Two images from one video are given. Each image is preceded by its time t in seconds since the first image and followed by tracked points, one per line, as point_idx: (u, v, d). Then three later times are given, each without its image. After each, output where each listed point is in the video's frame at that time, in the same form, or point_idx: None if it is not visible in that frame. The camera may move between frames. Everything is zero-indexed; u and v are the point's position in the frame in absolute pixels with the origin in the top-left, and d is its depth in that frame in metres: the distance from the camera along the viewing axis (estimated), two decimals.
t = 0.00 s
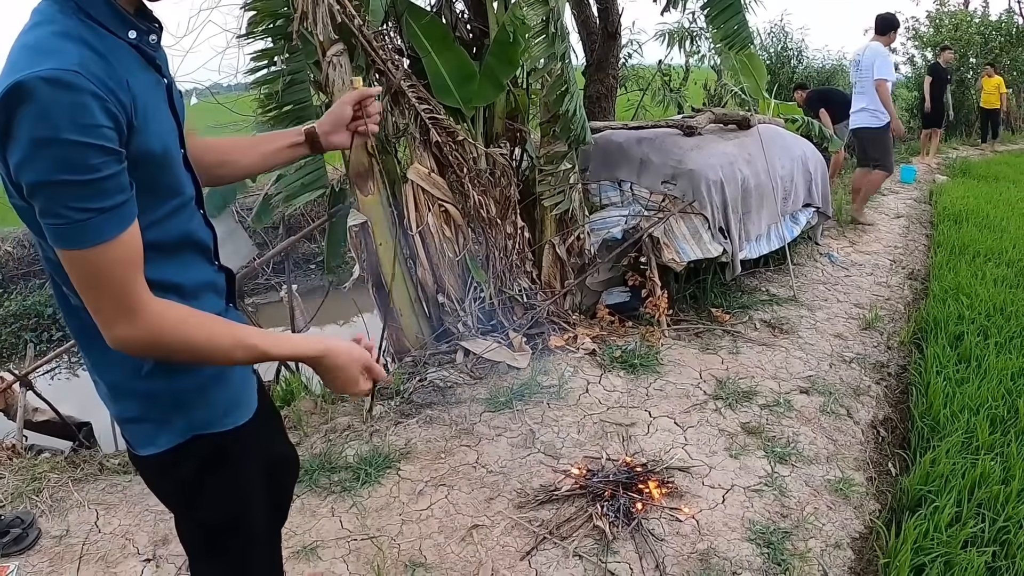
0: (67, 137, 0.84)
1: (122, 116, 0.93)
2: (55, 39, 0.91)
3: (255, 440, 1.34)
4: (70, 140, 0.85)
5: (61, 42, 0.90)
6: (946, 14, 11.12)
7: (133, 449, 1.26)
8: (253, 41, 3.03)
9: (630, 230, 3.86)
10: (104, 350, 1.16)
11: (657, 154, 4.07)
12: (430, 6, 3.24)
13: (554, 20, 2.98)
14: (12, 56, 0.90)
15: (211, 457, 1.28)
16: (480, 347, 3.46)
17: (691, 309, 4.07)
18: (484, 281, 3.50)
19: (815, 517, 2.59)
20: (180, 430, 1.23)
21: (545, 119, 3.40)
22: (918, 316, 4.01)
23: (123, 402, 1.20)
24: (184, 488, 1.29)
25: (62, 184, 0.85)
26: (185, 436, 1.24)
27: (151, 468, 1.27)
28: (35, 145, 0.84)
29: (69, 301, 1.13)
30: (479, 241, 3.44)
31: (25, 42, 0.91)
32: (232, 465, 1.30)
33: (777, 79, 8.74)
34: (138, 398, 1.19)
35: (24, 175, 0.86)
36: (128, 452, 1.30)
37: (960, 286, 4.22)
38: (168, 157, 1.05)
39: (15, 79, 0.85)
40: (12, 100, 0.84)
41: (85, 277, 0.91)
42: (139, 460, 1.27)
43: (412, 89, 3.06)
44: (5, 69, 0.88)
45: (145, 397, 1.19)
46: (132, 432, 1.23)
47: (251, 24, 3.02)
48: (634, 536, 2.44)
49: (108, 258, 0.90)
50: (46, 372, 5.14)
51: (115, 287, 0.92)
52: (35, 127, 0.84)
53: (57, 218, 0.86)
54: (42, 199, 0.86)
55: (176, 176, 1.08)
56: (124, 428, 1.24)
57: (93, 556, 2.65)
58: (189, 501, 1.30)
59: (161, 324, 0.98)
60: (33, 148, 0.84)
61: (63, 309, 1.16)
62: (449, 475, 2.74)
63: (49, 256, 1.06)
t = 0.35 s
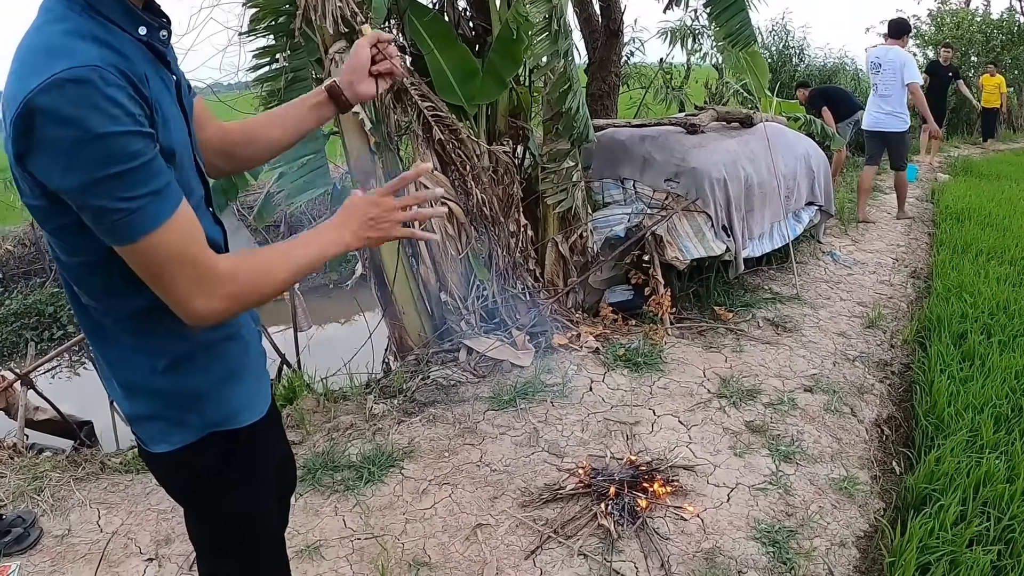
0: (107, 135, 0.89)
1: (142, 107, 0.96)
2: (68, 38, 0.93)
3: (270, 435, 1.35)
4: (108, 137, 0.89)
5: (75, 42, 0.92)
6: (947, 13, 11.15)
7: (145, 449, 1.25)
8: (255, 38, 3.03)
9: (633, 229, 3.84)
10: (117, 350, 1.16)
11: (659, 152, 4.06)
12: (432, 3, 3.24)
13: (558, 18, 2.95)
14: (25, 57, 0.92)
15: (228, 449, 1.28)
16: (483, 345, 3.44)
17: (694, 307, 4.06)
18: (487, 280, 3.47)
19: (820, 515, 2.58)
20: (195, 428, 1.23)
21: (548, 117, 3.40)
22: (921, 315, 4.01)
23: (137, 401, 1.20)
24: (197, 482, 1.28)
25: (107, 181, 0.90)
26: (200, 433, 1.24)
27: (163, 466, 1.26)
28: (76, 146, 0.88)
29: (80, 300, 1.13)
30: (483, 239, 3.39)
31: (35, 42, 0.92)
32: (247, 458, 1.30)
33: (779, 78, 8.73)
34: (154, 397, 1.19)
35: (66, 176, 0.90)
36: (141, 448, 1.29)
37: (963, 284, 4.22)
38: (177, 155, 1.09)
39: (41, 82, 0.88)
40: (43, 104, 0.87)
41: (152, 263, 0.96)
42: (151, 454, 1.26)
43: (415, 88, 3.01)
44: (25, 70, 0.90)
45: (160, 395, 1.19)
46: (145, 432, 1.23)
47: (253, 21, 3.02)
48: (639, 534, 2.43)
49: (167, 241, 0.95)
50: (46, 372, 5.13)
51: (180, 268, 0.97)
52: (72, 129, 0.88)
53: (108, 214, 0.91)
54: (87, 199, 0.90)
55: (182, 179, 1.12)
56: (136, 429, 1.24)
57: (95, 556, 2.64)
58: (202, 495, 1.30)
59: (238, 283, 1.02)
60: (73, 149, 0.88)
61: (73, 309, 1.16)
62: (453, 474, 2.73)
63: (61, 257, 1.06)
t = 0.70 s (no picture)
0: (133, 118, 0.89)
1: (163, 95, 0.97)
2: (87, 27, 0.92)
3: (278, 432, 1.35)
4: (134, 120, 0.89)
5: (96, 30, 0.92)
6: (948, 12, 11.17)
7: (156, 449, 1.26)
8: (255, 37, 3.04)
9: (634, 228, 3.84)
10: (130, 350, 1.16)
11: (660, 152, 4.06)
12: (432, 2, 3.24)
13: (558, 17, 2.95)
14: (43, 50, 0.91)
15: (239, 448, 1.28)
16: (484, 344, 3.43)
17: (694, 306, 4.06)
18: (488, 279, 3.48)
19: (821, 515, 2.58)
20: (207, 429, 1.24)
21: (548, 116, 3.39)
22: (921, 314, 4.01)
23: (149, 401, 1.21)
24: (207, 482, 1.28)
25: (139, 164, 0.89)
26: (211, 434, 1.24)
27: (173, 466, 1.26)
28: (104, 131, 0.88)
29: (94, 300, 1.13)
30: (483, 238, 3.43)
31: (52, 34, 0.92)
32: (257, 456, 1.30)
33: (779, 77, 8.72)
34: (167, 397, 1.20)
35: (96, 162, 0.89)
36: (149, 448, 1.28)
37: (963, 284, 4.21)
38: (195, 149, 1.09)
39: (64, 70, 0.87)
40: (69, 92, 0.87)
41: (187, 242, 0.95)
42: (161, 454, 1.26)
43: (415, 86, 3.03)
44: (44, 61, 0.90)
45: (173, 395, 1.19)
46: (158, 433, 1.23)
47: (253, 20, 3.03)
48: (640, 534, 2.43)
49: (201, 222, 0.95)
50: (46, 371, 5.12)
51: (220, 243, 0.97)
52: (98, 115, 0.87)
53: (140, 198, 0.90)
54: (118, 184, 0.90)
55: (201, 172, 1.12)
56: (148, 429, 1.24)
57: (95, 556, 2.64)
58: (212, 495, 1.29)
59: (275, 256, 1.02)
60: (102, 136, 0.88)
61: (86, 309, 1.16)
62: (454, 474, 2.73)
63: (76, 256, 1.07)
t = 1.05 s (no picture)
0: (149, 119, 0.85)
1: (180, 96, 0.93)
2: (110, 20, 0.90)
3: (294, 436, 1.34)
4: (150, 121, 0.85)
5: (118, 24, 0.90)
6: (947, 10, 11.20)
7: (168, 450, 1.25)
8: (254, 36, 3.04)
9: (634, 227, 3.83)
10: (142, 351, 1.15)
11: (660, 151, 4.05)
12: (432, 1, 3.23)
13: (558, 16, 3.00)
14: (63, 38, 0.88)
15: (251, 452, 1.26)
16: (484, 344, 3.45)
17: (695, 305, 4.05)
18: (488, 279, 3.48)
19: (822, 515, 2.58)
20: (218, 431, 1.23)
21: (549, 115, 3.38)
22: (922, 313, 4.01)
23: (160, 404, 1.20)
24: (220, 485, 1.27)
25: (144, 165, 0.85)
26: (223, 437, 1.23)
27: (187, 469, 1.25)
28: (115, 130, 0.84)
29: (105, 301, 1.12)
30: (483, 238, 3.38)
31: (72, 25, 0.89)
32: (270, 459, 1.28)
33: (778, 75, 8.72)
34: (179, 399, 1.19)
35: (99, 158, 0.85)
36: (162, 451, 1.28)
37: (964, 283, 4.21)
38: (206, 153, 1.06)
39: (82, 62, 0.84)
40: (80, 83, 0.83)
41: (181, 253, 0.91)
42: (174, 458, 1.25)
43: (414, 86, 2.98)
44: (62, 52, 0.87)
45: (185, 397, 1.18)
46: (169, 436, 1.23)
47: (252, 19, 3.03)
48: (642, 534, 2.43)
49: (203, 232, 0.91)
50: (45, 371, 5.11)
51: (215, 258, 0.93)
52: (112, 112, 0.84)
53: (144, 201, 0.87)
54: (123, 186, 0.86)
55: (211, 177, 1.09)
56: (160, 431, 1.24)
57: (95, 557, 2.63)
58: (226, 499, 1.29)
59: (270, 283, 0.98)
60: (110, 135, 0.84)
61: (96, 310, 1.15)
62: (455, 474, 2.73)
63: (87, 255, 1.05)
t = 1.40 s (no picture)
0: (190, 80, 0.85)
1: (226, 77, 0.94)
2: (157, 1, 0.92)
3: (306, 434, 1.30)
4: (191, 83, 0.85)
5: (165, 4, 0.92)
6: (942, 7, 11.24)
7: (178, 446, 1.23)
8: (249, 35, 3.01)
9: (629, 225, 3.81)
10: (157, 343, 1.15)
11: (655, 149, 4.06)
12: None
13: (552, 14, 2.97)
14: (113, 19, 0.91)
15: (260, 449, 1.23)
16: (479, 343, 3.45)
17: (690, 303, 4.05)
18: (482, 277, 3.48)
19: (816, 512, 2.58)
20: (225, 430, 1.20)
21: (543, 114, 3.39)
22: (917, 311, 4.01)
23: (171, 398, 1.19)
24: (230, 482, 1.23)
25: (190, 128, 0.85)
26: (230, 436, 1.20)
27: (197, 465, 1.23)
28: (158, 91, 0.85)
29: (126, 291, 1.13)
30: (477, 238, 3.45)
31: (122, 6, 0.92)
32: (279, 456, 1.25)
33: (773, 73, 8.73)
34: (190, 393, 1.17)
35: (144, 125, 0.85)
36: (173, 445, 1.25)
37: (958, 280, 4.22)
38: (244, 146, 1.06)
39: (131, 33, 0.87)
40: (130, 56, 0.86)
41: (221, 219, 0.88)
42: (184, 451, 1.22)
43: (409, 85, 3.06)
44: (111, 27, 0.89)
45: (195, 392, 1.17)
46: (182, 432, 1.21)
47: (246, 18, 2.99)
48: (636, 532, 2.43)
49: (257, 196, 0.89)
50: (41, 371, 5.10)
51: (268, 222, 0.90)
52: (156, 76, 0.85)
53: (186, 162, 0.85)
54: (165, 148, 0.85)
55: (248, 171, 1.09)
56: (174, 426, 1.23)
57: (91, 557, 2.63)
58: (234, 496, 1.25)
59: (324, 255, 0.95)
60: (154, 97, 0.85)
61: (120, 299, 1.17)
62: (450, 473, 2.73)
63: (113, 243, 1.07)
